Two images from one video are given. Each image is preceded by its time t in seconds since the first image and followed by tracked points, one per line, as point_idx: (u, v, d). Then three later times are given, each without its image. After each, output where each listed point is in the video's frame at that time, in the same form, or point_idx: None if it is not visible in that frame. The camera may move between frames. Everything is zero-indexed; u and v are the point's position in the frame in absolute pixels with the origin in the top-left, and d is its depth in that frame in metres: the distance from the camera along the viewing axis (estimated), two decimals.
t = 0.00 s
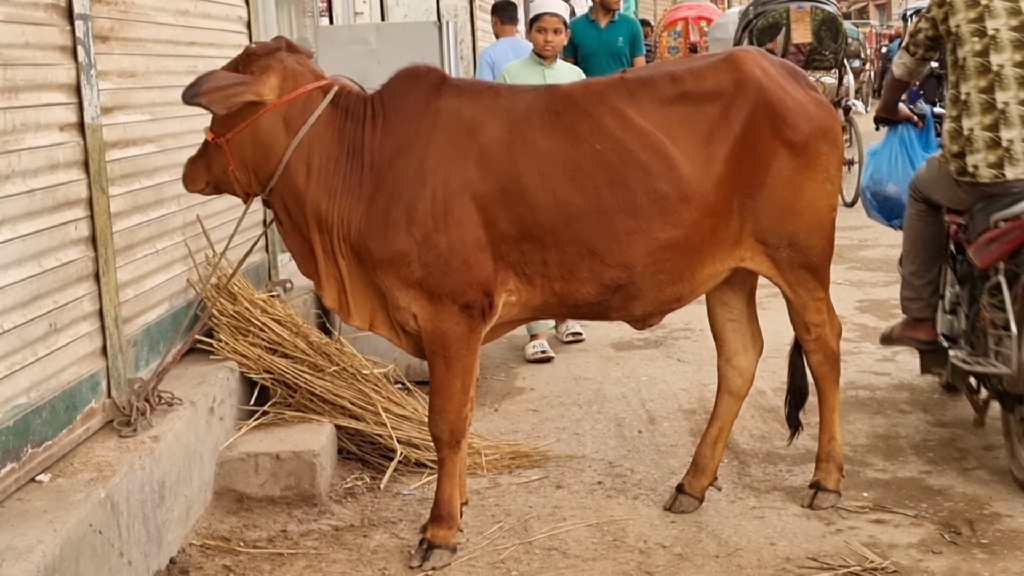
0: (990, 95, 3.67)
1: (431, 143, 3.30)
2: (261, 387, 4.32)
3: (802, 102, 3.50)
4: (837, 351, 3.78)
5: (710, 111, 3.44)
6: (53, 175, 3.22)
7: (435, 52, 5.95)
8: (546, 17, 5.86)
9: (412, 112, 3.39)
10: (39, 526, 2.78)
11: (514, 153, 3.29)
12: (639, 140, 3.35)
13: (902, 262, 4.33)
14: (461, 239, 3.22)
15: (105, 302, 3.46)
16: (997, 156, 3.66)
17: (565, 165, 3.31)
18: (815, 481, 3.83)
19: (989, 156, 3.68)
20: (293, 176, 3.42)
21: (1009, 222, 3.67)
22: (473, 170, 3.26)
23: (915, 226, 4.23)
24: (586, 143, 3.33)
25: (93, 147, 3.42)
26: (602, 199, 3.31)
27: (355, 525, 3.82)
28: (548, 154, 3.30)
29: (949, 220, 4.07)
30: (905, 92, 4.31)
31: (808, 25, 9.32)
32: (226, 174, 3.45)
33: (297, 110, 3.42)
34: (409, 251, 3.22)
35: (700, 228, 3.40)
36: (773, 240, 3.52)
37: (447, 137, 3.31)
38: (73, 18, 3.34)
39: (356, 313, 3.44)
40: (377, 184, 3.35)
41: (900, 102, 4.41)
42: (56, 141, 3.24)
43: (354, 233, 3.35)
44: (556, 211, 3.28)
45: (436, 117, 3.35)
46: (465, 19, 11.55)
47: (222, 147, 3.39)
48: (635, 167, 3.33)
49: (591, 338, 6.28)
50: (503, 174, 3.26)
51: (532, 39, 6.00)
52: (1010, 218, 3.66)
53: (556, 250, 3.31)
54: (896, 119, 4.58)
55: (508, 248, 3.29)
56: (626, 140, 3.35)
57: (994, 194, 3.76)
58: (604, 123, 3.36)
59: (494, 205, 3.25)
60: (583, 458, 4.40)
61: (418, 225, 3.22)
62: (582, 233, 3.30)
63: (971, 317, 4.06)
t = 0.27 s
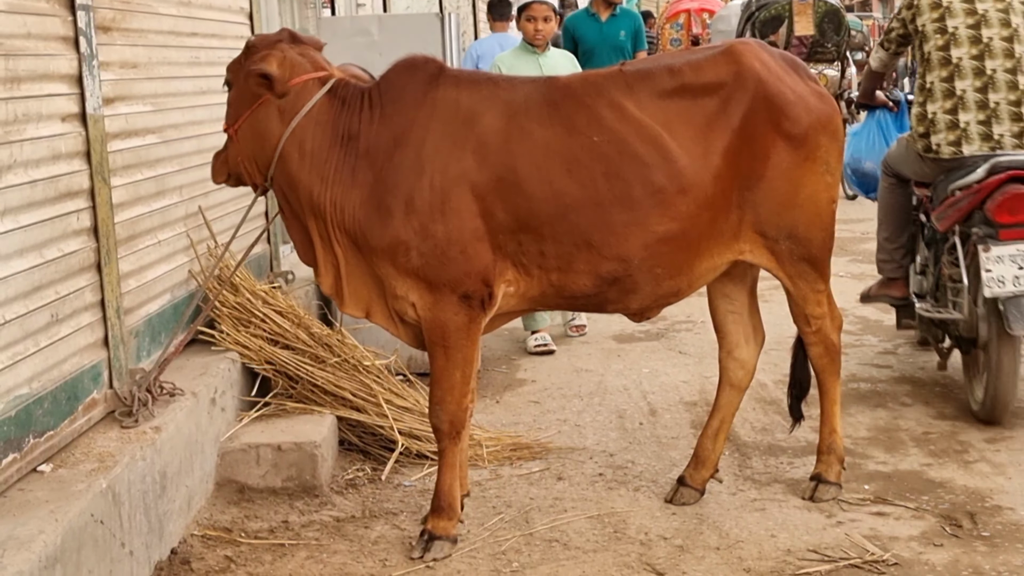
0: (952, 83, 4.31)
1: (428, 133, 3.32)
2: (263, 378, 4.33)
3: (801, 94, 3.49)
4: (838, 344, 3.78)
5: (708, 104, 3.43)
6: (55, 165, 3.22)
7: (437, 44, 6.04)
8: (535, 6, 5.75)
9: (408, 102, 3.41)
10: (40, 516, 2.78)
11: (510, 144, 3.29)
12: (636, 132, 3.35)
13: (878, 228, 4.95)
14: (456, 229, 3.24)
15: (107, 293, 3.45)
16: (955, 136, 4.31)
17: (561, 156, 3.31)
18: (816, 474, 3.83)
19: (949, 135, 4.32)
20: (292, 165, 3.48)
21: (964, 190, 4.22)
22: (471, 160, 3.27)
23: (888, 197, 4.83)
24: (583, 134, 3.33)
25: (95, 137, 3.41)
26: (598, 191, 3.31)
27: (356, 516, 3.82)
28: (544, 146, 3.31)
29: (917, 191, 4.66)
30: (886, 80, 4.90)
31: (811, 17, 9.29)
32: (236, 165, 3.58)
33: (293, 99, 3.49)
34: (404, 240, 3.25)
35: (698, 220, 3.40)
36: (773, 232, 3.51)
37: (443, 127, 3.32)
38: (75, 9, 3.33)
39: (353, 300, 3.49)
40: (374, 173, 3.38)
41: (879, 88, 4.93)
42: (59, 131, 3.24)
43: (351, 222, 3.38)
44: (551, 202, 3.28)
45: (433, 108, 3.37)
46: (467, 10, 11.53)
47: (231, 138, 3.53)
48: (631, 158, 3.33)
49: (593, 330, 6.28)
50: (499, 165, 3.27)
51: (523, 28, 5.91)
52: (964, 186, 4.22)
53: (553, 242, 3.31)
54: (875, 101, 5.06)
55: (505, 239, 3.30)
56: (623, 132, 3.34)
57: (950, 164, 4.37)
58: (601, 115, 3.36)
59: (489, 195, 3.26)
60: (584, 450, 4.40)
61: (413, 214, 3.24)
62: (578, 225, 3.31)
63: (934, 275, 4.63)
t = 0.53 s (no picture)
0: (923, 71, 4.92)
1: (427, 125, 3.33)
2: (265, 371, 4.33)
3: (801, 88, 3.48)
4: (840, 337, 3.78)
5: (708, 98, 3.43)
6: (57, 157, 3.22)
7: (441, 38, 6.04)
8: None
9: (407, 94, 3.42)
10: (43, 507, 2.79)
11: (508, 137, 3.30)
12: (634, 126, 3.35)
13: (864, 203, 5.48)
14: (455, 221, 3.25)
15: (109, 285, 3.46)
16: (926, 118, 4.90)
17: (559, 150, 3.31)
18: (817, 467, 3.83)
19: (920, 118, 4.92)
20: (292, 155, 3.50)
21: (935, 164, 4.77)
22: (469, 152, 3.28)
23: (873, 174, 5.38)
24: (581, 128, 3.34)
25: (97, 129, 3.41)
26: (595, 184, 3.32)
27: (358, 508, 3.82)
28: (543, 139, 3.31)
29: (899, 170, 5.23)
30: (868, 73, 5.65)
31: (814, 10, 9.29)
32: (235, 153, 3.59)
33: (293, 88, 3.49)
34: (403, 231, 3.27)
35: (696, 214, 3.40)
36: (772, 225, 3.50)
37: (442, 119, 3.33)
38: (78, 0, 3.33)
39: (351, 289, 3.49)
40: (373, 164, 3.39)
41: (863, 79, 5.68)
42: (61, 123, 3.23)
43: (350, 212, 3.40)
44: (549, 195, 3.29)
45: (432, 100, 3.38)
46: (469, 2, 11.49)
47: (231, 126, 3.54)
48: (629, 153, 3.33)
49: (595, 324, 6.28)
50: (497, 158, 3.28)
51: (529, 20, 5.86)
52: (934, 161, 4.77)
53: (550, 235, 3.33)
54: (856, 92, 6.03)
55: (503, 231, 3.31)
56: (621, 126, 3.34)
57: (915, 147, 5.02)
58: (600, 109, 3.36)
59: (487, 188, 3.27)
60: (587, 443, 4.40)
61: (412, 205, 3.26)
62: (575, 218, 3.32)
63: (914, 243, 5.24)
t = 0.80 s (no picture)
0: (904, 65, 5.49)
1: (424, 122, 3.33)
2: (266, 367, 4.33)
3: (798, 85, 3.48)
4: (839, 333, 3.78)
5: (704, 95, 3.43)
6: (58, 153, 3.22)
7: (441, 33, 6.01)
8: None
9: (404, 91, 3.42)
10: (44, 503, 2.79)
11: (505, 134, 3.30)
12: (631, 124, 3.35)
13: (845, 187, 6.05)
14: (452, 218, 3.25)
15: (109, 281, 3.45)
16: (907, 107, 5.46)
17: (555, 147, 3.32)
18: (817, 463, 3.83)
19: (902, 106, 5.47)
20: (289, 151, 3.49)
21: (913, 148, 5.35)
22: (466, 149, 3.29)
23: (858, 161, 5.93)
24: (577, 125, 3.34)
25: (97, 125, 3.41)
26: (591, 182, 3.32)
27: (359, 505, 3.83)
28: (539, 136, 3.31)
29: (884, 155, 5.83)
30: (855, 65, 6.18)
31: (815, 7, 9.30)
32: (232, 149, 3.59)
33: (290, 84, 3.48)
34: (400, 228, 3.27)
35: (692, 211, 3.41)
36: (770, 222, 3.50)
37: (440, 116, 3.33)
38: None
39: (349, 284, 3.50)
40: (370, 161, 3.39)
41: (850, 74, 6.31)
42: (61, 119, 3.23)
43: (348, 209, 3.40)
44: (545, 193, 3.29)
45: (429, 96, 3.38)
46: None
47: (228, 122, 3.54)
48: (625, 150, 3.33)
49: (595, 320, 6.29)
50: (494, 155, 3.28)
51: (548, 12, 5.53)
52: (913, 146, 5.35)
53: (546, 232, 3.33)
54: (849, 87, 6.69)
55: (499, 228, 3.32)
56: (617, 123, 3.34)
57: (901, 129, 5.53)
58: (596, 106, 3.36)
59: (483, 185, 3.28)
60: (587, 439, 4.40)
61: (409, 202, 3.26)
62: (571, 216, 3.32)
63: (896, 222, 5.78)
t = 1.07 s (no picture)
0: (893, 66, 5.99)
1: (424, 123, 3.33)
2: (267, 367, 4.34)
3: (797, 86, 3.48)
4: (840, 335, 3.78)
5: (703, 96, 3.43)
6: (59, 154, 3.22)
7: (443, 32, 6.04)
8: None
9: (404, 91, 3.42)
10: (46, 504, 2.80)
11: (504, 135, 3.31)
12: (630, 125, 3.35)
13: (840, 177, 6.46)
14: (451, 218, 3.26)
15: (111, 281, 3.46)
16: (895, 104, 5.98)
17: (554, 148, 3.32)
18: (818, 464, 3.84)
19: (891, 104, 5.99)
20: (288, 151, 3.49)
21: (899, 141, 5.92)
22: (466, 149, 3.29)
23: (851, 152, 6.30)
24: (576, 126, 3.34)
25: (99, 126, 3.42)
26: (589, 183, 3.32)
27: (360, 505, 3.83)
28: (539, 137, 3.32)
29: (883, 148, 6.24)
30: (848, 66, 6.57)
31: (817, 7, 9.30)
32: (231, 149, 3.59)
33: (289, 83, 3.48)
34: (399, 228, 3.28)
35: (691, 211, 3.41)
36: (769, 223, 3.50)
37: (439, 116, 3.34)
38: None
39: (348, 284, 3.50)
40: (369, 161, 3.39)
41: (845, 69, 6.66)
42: (63, 120, 3.24)
43: (347, 209, 3.40)
44: (544, 194, 3.30)
45: (428, 97, 3.38)
46: None
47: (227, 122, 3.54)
48: (624, 151, 3.34)
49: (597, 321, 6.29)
50: (493, 156, 3.28)
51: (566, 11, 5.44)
52: (898, 138, 5.92)
53: (545, 232, 3.34)
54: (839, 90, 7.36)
55: (498, 228, 3.33)
56: (616, 125, 3.35)
57: (893, 124, 6.02)
58: (595, 107, 3.36)
59: (483, 186, 3.28)
60: (588, 440, 4.41)
61: (408, 202, 3.27)
62: (570, 217, 3.33)
63: (883, 210, 6.39)
